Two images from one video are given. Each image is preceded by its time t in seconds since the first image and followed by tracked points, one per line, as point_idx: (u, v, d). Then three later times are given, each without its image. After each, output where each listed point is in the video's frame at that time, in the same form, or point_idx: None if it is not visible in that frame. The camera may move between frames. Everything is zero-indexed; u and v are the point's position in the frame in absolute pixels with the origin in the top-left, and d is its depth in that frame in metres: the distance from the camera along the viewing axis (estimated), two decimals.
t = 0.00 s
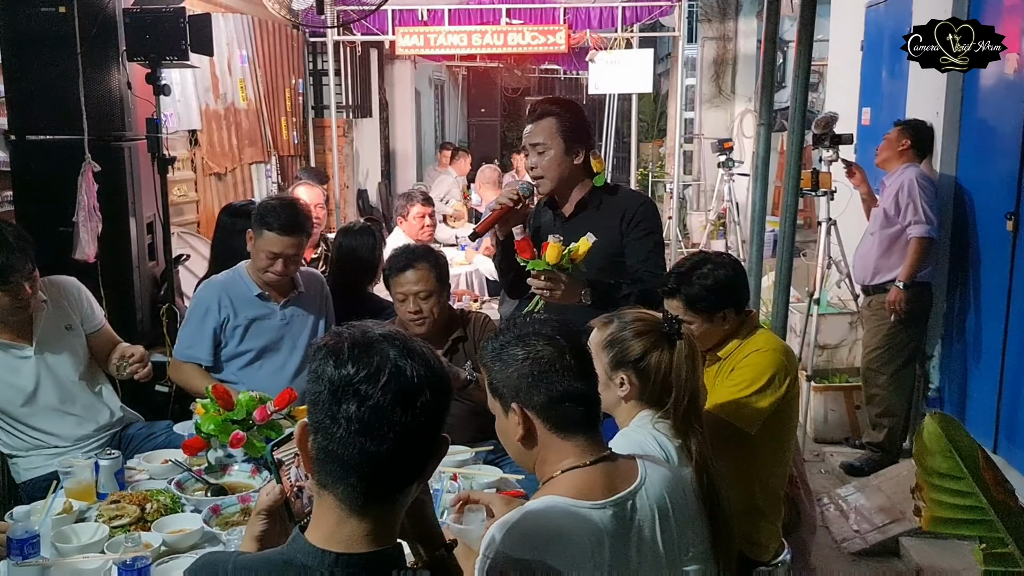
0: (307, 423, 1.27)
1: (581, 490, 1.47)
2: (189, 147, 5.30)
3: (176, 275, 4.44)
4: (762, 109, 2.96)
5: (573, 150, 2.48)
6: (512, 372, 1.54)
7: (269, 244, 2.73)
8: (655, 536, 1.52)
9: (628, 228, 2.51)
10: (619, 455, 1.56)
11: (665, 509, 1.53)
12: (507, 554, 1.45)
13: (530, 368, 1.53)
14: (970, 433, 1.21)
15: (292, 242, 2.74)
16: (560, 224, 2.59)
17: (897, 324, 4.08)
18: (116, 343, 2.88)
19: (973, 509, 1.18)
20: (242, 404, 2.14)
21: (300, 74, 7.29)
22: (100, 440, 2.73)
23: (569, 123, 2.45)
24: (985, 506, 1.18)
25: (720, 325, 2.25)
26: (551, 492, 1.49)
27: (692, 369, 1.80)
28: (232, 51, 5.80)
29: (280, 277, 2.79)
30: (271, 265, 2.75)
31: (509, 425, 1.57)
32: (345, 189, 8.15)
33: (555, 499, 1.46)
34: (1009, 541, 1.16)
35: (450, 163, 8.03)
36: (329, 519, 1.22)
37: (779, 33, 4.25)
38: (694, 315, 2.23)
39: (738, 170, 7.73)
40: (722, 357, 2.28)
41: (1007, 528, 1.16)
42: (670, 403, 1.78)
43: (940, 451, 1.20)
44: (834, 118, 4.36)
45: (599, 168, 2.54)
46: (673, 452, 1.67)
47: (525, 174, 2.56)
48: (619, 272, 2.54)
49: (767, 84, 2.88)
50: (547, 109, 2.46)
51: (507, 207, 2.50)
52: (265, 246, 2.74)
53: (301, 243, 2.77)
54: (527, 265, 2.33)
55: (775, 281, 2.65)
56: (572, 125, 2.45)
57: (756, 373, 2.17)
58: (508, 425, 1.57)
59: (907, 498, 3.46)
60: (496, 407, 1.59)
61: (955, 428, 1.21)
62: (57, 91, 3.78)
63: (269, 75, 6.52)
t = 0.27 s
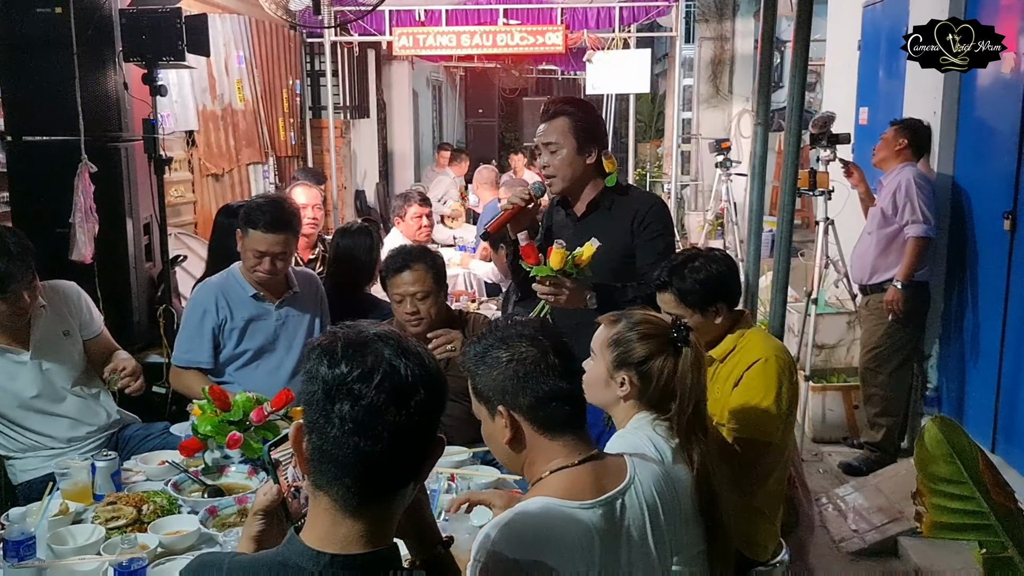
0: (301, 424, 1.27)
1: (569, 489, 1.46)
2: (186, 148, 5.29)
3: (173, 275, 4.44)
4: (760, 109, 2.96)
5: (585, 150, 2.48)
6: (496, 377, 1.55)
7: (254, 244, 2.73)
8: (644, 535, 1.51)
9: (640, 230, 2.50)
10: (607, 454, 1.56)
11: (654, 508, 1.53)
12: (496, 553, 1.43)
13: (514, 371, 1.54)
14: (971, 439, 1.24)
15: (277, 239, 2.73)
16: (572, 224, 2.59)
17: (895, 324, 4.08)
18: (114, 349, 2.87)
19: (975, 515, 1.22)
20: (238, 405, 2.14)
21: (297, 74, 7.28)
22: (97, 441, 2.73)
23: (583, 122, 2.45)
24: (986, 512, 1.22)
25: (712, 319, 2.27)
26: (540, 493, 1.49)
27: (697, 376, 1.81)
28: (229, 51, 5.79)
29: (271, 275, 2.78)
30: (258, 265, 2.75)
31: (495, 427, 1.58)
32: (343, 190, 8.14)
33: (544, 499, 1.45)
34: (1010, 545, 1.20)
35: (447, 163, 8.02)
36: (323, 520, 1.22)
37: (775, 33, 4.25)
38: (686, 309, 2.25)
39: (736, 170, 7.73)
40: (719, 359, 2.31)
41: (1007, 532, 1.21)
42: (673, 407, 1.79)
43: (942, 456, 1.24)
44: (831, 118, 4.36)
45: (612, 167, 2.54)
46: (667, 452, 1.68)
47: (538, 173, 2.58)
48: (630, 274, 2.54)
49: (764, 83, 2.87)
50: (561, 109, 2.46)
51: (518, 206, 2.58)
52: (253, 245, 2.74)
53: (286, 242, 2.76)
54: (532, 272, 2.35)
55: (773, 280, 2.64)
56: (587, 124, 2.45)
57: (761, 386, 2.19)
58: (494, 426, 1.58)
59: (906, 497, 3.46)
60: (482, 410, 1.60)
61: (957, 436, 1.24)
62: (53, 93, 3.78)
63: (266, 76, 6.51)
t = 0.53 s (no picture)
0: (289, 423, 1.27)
1: (553, 490, 1.47)
2: (174, 148, 5.27)
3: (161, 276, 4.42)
4: (749, 110, 2.97)
5: (589, 151, 2.49)
6: (477, 381, 1.54)
7: (245, 245, 2.72)
8: (630, 536, 1.51)
9: (643, 230, 2.50)
10: (590, 454, 1.56)
11: (639, 508, 1.53)
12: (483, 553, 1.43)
13: (494, 375, 1.54)
14: (953, 434, 1.21)
15: (269, 241, 2.72)
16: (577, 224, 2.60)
17: (883, 325, 4.10)
18: (104, 352, 2.85)
19: (959, 512, 1.19)
20: (227, 406, 2.12)
21: (287, 74, 7.26)
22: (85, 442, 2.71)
23: (587, 122, 2.46)
24: (971, 508, 1.19)
25: (696, 318, 2.22)
26: (524, 495, 1.49)
27: (693, 381, 1.77)
28: (217, 51, 5.76)
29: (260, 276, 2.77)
30: (248, 266, 2.74)
31: (477, 433, 1.57)
32: (333, 191, 8.13)
33: (529, 501, 1.45)
34: (995, 541, 1.17)
35: (438, 164, 8.02)
36: (308, 520, 1.22)
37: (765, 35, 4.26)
38: (671, 306, 2.19)
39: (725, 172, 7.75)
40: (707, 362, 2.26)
41: (992, 528, 1.18)
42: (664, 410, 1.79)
43: (924, 452, 1.20)
44: (820, 120, 4.38)
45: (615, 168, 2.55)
46: (656, 452, 1.69)
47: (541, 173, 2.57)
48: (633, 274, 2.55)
49: (753, 85, 2.88)
50: (565, 109, 2.47)
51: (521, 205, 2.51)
52: (244, 246, 2.72)
53: (278, 243, 2.75)
54: (530, 274, 2.34)
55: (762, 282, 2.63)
56: (590, 124, 2.46)
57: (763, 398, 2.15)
58: (476, 433, 1.57)
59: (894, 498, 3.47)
60: (462, 416, 1.59)
61: (939, 430, 1.21)
62: (40, 92, 3.75)
63: (255, 76, 6.49)
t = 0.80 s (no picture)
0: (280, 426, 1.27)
1: (540, 493, 1.47)
2: (163, 150, 5.25)
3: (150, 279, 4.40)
4: (738, 114, 2.98)
5: (589, 153, 2.49)
6: (462, 386, 1.55)
7: (238, 244, 2.71)
8: (618, 537, 1.51)
9: (642, 232, 2.52)
10: (577, 457, 1.56)
11: (627, 510, 1.53)
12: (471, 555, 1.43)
13: (479, 380, 1.55)
14: (942, 438, 1.22)
15: (261, 240, 2.72)
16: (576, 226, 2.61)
17: (871, 327, 4.13)
18: (93, 357, 2.84)
19: (948, 515, 1.21)
20: (216, 409, 2.12)
21: (276, 77, 7.25)
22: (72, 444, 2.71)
23: (589, 125, 2.46)
24: (959, 512, 1.21)
25: (684, 320, 2.23)
26: (511, 498, 1.49)
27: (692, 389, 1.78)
28: (207, 53, 5.75)
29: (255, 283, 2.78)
30: (242, 265, 2.73)
31: (465, 439, 1.58)
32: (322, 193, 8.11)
33: (516, 504, 1.46)
34: (983, 544, 1.19)
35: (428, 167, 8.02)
36: (298, 523, 1.23)
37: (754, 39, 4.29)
38: (658, 306, 2.21)
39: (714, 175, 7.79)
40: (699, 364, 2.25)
41: (981, 531, 1.20)
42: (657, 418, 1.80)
43: (913, 456, 1.22)
44: (809, 123, 4.40)
45: (616, 172, 2.56)
46: (645, 455, 1.69)
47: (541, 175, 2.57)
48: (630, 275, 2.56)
49: (742, 90, 2.89)
50: (567, 111, 2.48)
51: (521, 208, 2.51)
52: (235, 244, 2.71)
53: (270, 243, 2.75)
54: (526, 277, 2.34)
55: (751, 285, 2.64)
56: (592, 127, 2.46)
57: (750, 396, 2.14)
58: (464, 440, 1.58)
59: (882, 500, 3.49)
60: (450, 423, 1.60)
61: (928, 436, 1.22)
62: (28, 94, 3.74)
63: (245, 78, 6.48)
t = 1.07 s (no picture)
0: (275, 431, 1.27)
1: (534, 497, 1.47)
2: (158, 153, 5.23)
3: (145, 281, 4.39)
4: (733, 117, 2.99)
5: (590, 153, 2.50)
6: (456, 391, 1.55)
7: (234, 239, 2.70)
8: (612, 539, 1.51)
9: (642, 232, 2.51)
10: (571, 459, 1.57)
11: (620, 512, 1.54)
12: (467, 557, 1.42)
13: (471, 385, 1.55)
14: (937, 439, 1.23)
15: (256, 236, 2.72)
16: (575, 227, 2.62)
17: (866, 330, 4.14)
18: (87, 360, 2.83)
19: (941, 516, 1.21)
20: (212, 411, 2.12)
21: (271, 79, 7.24)
22: (66, 448, 2.70)
23: (590, 125, 2.47)
24: (952, 512, 1.20)
25: (675, 323, 2.23)
26: (506, 502, 1.50)
27: (693, 395, 1.79)
28: (201, 56, 5.74)
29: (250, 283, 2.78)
30: (237, 260, 2.72)
31: (458, 443, 1.58)
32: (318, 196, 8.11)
33: (509, 509, 1.46)
34: (976, 545, 1.19)
35: (423, 170, 8.02)
36: (298, 528, 1.22)
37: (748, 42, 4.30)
38: (650, 308, 2.22)
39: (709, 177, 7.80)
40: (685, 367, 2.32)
41: (974, 532, 1.19)
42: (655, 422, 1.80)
43: (906, 456, 1.23)
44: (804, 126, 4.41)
45: (616, 173, 2.57)
46: (644, 459, 1.69)
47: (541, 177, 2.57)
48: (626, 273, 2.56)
49: (737, 92, 2.90)
50: (567, 112, 2.48)
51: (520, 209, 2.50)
52: (229, 241, 2.71)
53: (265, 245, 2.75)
54: (523, 279, 2.34)
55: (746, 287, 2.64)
56: (593, 128, 2.46)
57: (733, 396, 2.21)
58: (458, 443, 1.58)
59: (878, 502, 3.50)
60: (443, 427, 1.61)
61: (920, 435, 1.23)
62: (22, 97, 3.73)
63: (240, 81, 6.47)
